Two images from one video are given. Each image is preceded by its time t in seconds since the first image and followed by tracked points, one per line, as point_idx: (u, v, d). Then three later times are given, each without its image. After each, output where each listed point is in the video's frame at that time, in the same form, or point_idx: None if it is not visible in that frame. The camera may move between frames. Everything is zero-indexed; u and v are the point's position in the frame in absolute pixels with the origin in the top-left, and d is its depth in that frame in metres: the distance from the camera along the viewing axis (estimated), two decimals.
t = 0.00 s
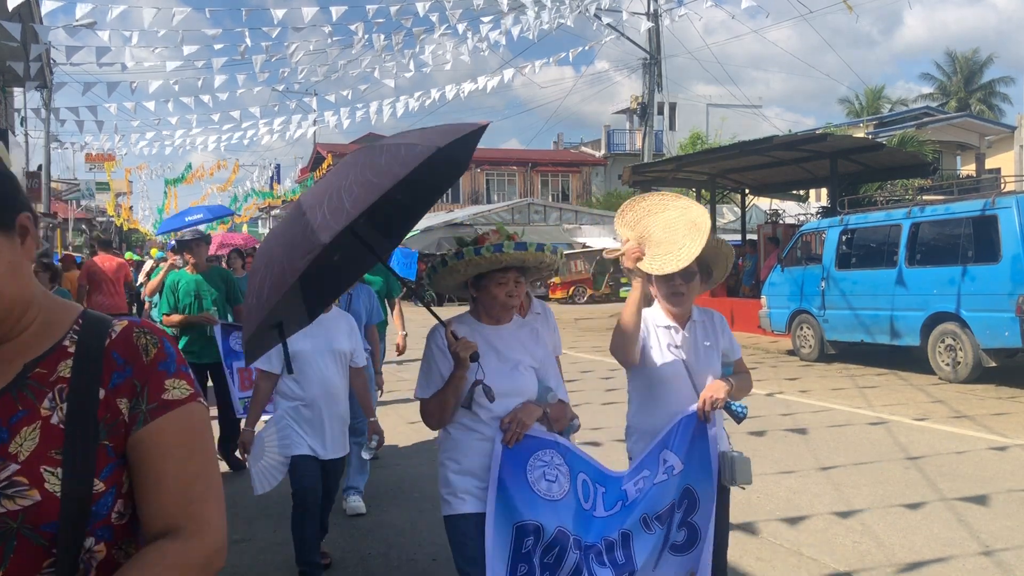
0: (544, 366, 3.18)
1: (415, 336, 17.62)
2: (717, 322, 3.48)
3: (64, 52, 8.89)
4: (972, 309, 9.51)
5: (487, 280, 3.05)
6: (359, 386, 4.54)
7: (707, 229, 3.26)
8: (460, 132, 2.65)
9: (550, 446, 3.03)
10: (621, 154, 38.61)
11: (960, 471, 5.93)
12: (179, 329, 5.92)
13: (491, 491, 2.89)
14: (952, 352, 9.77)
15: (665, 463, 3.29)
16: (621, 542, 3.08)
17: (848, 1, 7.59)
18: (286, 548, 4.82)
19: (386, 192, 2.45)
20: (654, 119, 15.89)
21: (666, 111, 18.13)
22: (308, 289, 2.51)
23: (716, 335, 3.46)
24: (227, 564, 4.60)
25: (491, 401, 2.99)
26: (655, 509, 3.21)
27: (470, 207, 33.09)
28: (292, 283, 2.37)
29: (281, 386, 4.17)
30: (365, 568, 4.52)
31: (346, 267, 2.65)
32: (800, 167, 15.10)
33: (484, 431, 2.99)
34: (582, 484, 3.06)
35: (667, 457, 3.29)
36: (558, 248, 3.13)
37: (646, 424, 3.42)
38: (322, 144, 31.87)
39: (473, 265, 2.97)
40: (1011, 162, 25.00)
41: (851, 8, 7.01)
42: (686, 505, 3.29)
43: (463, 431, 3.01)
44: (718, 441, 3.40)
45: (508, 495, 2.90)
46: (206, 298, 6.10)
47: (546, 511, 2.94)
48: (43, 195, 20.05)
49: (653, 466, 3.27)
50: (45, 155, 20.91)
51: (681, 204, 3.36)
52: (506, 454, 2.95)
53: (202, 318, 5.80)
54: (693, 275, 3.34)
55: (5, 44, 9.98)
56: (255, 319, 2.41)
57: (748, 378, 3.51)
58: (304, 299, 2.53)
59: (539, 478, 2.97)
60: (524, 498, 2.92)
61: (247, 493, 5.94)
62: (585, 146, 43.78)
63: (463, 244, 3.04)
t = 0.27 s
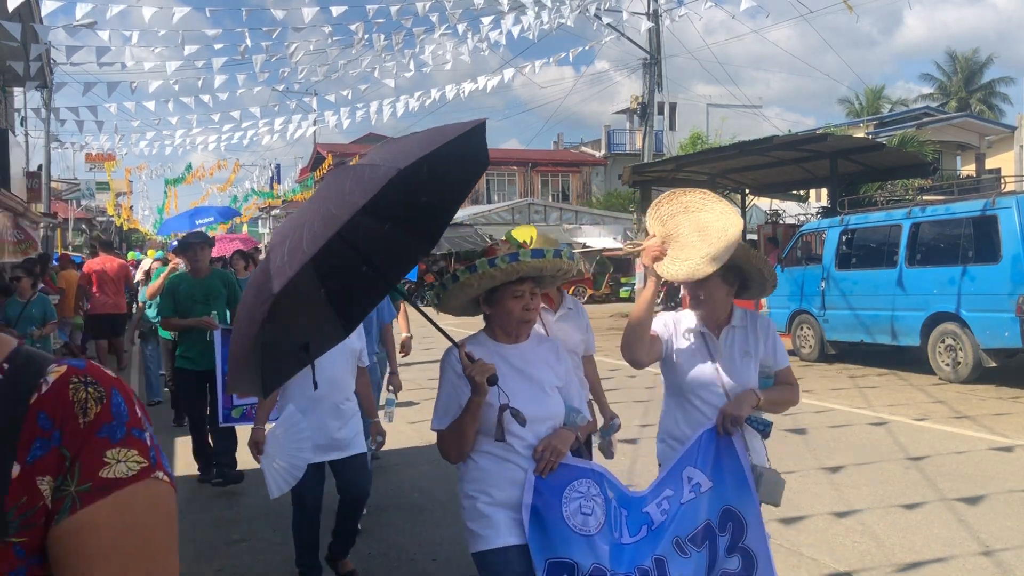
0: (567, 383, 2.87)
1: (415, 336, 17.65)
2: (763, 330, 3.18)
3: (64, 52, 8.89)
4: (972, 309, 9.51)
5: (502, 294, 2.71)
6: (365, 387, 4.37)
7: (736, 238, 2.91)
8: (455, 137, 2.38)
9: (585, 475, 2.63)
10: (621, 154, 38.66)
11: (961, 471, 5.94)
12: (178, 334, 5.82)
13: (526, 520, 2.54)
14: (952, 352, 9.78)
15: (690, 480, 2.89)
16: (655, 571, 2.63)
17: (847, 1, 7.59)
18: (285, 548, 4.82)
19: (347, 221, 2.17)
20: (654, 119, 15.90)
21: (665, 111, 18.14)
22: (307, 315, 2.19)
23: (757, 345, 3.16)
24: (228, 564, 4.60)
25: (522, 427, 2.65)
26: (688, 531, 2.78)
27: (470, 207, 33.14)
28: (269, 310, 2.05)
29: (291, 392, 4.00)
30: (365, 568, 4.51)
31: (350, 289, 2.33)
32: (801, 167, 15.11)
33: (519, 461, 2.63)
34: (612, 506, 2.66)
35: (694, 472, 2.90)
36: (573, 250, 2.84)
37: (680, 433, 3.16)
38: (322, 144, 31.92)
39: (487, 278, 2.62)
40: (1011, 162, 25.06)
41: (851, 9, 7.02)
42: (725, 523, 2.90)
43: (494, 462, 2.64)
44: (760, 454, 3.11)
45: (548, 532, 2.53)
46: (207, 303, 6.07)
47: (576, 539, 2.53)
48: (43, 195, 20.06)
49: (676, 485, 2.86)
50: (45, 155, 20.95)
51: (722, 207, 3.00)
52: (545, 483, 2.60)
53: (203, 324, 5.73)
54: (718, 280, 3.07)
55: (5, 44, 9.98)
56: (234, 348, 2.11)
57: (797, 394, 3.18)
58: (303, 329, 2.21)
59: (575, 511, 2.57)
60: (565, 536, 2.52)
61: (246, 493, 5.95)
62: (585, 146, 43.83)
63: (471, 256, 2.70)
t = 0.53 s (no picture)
0: (587, 378, 2.69)
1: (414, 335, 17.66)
2: (792, 330, 2.87)
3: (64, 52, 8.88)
4: (972, 309, 9.51)
5: (529, 281, 2.52)
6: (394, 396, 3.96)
7: (726, 234, 2.75)
8: (437, 119, 2.22)
9: (619, 478, 2.47)
10: (621, 154, 38.67)
11: (961, 471, 5.94)
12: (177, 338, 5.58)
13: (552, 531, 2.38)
14: (952, 352, 9.77)
15: (719, 495, 2.71)
16: None
17: (847, 1, 7.57)
18: (285, 548, 4.82)
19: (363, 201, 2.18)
20: (654, 119, 15.89)
21: (665, 111, 18.15)
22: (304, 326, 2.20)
23: (782, 346, 2.86)
24: (227, 564, 4.60)
25: (548, 426, 2.45)
26: (712, 547, 2.64)
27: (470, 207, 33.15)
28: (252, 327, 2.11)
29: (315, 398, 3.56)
30: (365, 567, 4.51)
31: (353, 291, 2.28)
32: (801, 167, 15.11)
33: (543, 465, 2.44)
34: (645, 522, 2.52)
35: (722, 485, 2.72)
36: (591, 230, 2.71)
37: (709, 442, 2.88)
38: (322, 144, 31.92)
39: (527, 261, 2.46)
40: (1011, 162, 25.07)
41: (851, 8, 7.00)
42: (745, 545, 2.71)
43: (515, 468, 2.43)
44: (796, 470, 2.81)
45: (574, 537, 2.39)
46: (212, 305, 5.75)
47: (607, 552, 2.39)
48: (43, 195, 20.05)
49: (703, 499, 2.69)
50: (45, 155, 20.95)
51: (714, 199, 2.83)
52: (573, 485, 2.43)
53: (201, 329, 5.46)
54: (724, 274, 2.92)
55: (5, 44, 9.97)
56: (248, 365, 2.22)
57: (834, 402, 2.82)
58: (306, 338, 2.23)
59: (605, 515, 2.42)
60: (592, 540, 2.39)
61: (247, 493, 5.94)
62: (585, 146, 43.83)
63: (493, 239, 2.54)
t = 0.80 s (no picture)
0: (626, 397, 2.42)
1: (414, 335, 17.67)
2: (823, 334, 2.67)
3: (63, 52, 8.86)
4: (972, 309, 9.50)
5: (561, 290, 2.26)
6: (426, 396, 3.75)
7: (751, 239, 2.65)
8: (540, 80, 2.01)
9: (651, 499, 2.16)
10: (621, 154, 38.68)
11: (962, 471, 5.93)
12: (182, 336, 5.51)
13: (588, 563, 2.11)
14: (953, 352, 9.77)
15: (734, 501, 2.53)
16: None
17: (847, 1, 7.55)
18: (284, 549, 4.81)
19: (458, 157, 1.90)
20: (654, 119, 15.89)
21: (666, 111, 18.15)
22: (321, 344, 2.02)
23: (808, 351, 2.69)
24: (227, 564, 4.59)
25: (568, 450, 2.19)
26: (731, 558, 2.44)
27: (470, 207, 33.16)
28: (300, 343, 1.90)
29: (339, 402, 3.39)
30: (365, 567, 4.51)
31: (379, 299, 2.13)
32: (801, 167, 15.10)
33: (565, 495, 2.19)
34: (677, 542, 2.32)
35: (737, 491, 2.54)
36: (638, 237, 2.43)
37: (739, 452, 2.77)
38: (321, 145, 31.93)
39: (555, 269, 2.19)
40: (1011, 161, 25.09)
41: (851, 9, 7.00)
42: (757, 553, 2.56)
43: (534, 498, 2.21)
44: (818, 480, 2.67)
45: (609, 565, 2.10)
46: (218, 306, 5.71)
47: None
48: (43, 195, 20.05)
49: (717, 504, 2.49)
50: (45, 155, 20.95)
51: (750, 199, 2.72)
52: (604, 514, 2.14)
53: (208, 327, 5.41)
54: (746, 272, 2.78)
55: (5, 44, 9.96)
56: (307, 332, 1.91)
57: (860, 411, 2.54)
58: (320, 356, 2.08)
59: (645, 543, 2.11)
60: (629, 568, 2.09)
61: (247, 493, 5.93)
62: (585, 146, 43.85)
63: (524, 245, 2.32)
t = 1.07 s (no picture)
0: (685, 409, 2.27)
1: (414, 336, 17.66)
2: (878, 335, 2.58)
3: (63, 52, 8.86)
4: (973, 309, 9.49)
5: (607, 282, 2.14)
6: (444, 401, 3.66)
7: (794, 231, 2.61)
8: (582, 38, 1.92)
9: (735, 523, 2.04)
10: (621, 154, 38.66)
11: (961, 471, 5.94)
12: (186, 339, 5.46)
13: None
14: (952, 352, 9.77)
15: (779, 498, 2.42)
16: None
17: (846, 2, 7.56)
18: (285, 549, 4.81)
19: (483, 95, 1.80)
20: (654, 119, 15.89)
21: (665, 111, 18.14)
22: (319, 319, 1.88)
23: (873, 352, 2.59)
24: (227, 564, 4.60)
25: (622, 468, 2.07)
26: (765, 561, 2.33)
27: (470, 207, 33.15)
28: (294, 300, 1.73)
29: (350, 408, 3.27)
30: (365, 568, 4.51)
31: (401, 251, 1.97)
32: (801, 167, 15.09)
33: (616, 516, 2.06)
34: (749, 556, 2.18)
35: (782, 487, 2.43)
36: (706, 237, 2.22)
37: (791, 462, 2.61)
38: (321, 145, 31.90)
39: (593, 253, 2.05)
40: (1011, 161, 25.10)
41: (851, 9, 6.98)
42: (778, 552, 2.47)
43: (579, 514, 2.09)
44: (871, 490, 2.56)
45: None
46: (222, 306, 5.67)
47: None
48: (43, 195, 20.03)
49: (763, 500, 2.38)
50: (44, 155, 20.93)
51: (794, 194, 2.67)
52: (671, 539, 2.04)
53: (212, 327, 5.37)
54: (804, 269, 2.75)
55: (5, 44, 9.95)
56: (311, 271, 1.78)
57: (915, 418, 2.46)
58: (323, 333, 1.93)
59: (721, 571, 2.02)
60: None
61: (247, 493, 5.94)
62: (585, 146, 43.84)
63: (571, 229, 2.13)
